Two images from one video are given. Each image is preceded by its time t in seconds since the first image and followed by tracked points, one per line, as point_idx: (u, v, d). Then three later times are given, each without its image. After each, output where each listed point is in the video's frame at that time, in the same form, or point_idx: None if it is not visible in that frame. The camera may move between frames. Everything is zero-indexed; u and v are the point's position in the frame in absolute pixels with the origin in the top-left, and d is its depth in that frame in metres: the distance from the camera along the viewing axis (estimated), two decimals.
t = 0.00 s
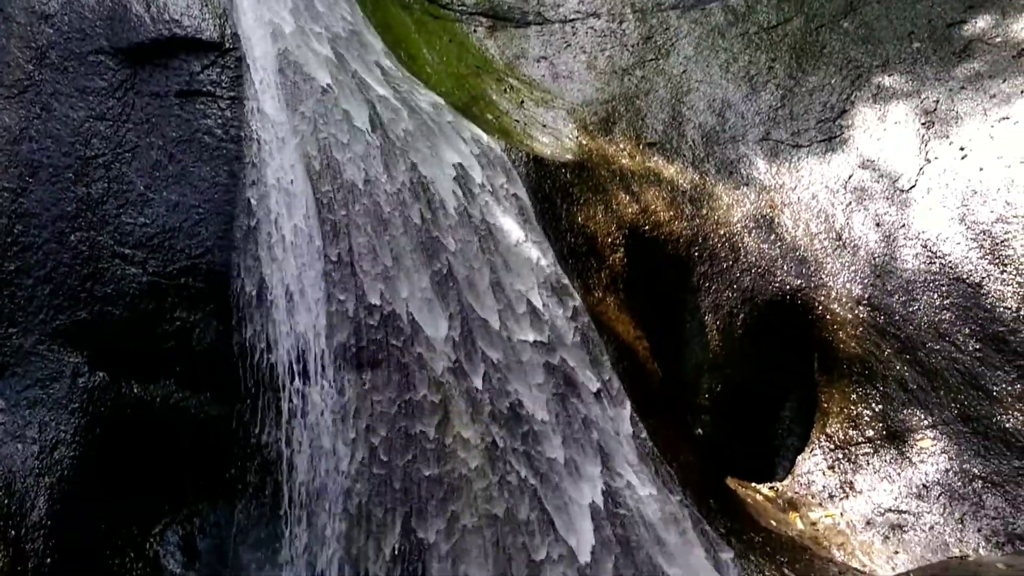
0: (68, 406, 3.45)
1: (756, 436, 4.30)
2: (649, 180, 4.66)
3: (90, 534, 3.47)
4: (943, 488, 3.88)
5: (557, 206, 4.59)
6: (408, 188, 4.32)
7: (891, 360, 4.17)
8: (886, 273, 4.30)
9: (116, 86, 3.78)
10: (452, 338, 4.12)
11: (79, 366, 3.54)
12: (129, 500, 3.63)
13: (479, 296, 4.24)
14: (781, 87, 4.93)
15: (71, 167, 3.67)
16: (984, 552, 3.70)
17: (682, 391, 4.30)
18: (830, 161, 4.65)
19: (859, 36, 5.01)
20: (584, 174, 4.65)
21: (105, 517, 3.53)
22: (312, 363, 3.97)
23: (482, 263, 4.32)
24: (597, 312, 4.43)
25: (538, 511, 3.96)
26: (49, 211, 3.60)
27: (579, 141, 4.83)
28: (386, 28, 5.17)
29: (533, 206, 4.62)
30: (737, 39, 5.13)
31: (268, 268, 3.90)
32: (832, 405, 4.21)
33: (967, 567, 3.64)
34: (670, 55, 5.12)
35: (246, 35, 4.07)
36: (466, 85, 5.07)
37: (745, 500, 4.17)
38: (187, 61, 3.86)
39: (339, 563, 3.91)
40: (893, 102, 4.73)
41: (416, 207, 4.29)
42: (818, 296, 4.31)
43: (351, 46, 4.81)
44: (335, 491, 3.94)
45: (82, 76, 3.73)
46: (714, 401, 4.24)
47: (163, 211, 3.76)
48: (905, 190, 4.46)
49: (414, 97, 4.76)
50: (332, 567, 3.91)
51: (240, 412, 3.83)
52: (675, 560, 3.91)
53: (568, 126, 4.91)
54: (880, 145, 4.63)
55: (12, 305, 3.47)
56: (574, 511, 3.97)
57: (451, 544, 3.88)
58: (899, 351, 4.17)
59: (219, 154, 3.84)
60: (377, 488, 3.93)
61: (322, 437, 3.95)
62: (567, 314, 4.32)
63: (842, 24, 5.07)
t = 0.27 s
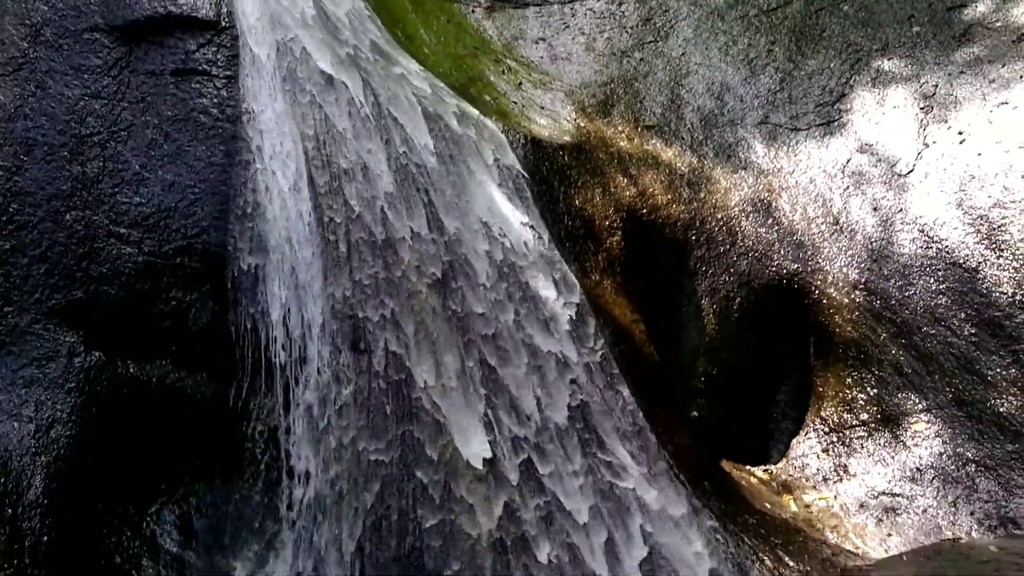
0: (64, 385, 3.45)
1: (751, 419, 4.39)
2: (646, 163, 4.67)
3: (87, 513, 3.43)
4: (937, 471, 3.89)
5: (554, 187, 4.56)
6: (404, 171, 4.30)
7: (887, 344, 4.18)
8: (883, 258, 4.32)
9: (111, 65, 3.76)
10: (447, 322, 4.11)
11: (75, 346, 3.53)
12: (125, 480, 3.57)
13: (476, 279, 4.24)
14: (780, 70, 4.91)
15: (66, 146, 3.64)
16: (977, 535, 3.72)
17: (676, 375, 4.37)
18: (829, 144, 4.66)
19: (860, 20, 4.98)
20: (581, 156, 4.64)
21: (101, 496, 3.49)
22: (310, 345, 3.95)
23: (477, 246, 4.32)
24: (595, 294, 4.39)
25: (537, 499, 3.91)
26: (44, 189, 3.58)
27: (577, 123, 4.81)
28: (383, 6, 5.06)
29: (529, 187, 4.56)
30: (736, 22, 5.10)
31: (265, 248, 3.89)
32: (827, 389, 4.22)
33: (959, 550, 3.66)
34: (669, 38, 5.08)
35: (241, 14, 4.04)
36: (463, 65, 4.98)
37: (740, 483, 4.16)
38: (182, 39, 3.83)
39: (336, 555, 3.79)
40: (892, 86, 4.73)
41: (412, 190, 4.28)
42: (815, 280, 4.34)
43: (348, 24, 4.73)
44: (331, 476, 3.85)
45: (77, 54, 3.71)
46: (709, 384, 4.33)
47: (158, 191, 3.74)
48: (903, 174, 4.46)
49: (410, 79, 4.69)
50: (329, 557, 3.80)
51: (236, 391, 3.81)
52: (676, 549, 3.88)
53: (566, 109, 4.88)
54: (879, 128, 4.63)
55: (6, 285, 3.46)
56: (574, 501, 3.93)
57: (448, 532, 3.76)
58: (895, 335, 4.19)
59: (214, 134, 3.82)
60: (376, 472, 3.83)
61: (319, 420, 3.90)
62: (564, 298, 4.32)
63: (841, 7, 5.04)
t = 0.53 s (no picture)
0: (59, 363, 3.41)
1: (748, 401, 4.36)
2: (645, 144, 4.63)
3: (83, 492, 3.40)
4: (933, 454, 3.89)
5: (552, 168, 4.51)
6: (400, 152, 4.26)
7: (884, 327, 4.18)
8: (882, 241, 4.31)
9: (105, 41, 3.72)
10: (444, 302, 4.06)
11: (70, 325, 3.50)
12: (120, 458, 3.56)
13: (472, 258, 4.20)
14: (780, 52, 4.88)
15: (60, 123, 3.61)
16: (971, 518, 3.71)
17: (673, 356, 4.32)
18: (829, 126, 4.63)
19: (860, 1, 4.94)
20: (579, 138, 4.60)
21: (96, 475, 3.47)
22: (305, 325, 3.91)
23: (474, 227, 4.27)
24: (591, 276, 4.33)
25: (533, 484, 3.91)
26: (38, 167, 3.55)
27: (575, 103, 4.77)
28: None
29: (528, 168, 4.53)
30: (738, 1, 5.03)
31: (260, 226, 3.89)
32: (824, 371, 4.22)
33: (952, 532, 3.69)
34: (669, 18, 5.03)
35: None
36: (461, 45, 4.92)
37: (737, 465, 4.14)
38: (177, 17, 3.83)
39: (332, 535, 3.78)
40: (893, 68, 4.72)
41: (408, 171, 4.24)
42: (815, 262, 4.33)
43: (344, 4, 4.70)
44: (327, 456, 3.84)
45: (70, 30, 3.67)
46: (706, 365, 4.28)
47: (153, 169, 3.73)
48: (903, 156, 4.45)
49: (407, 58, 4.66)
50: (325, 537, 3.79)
51: (231, 370, 3.82)
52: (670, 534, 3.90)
53: (565, 90, 4.83)
54: (879, 110, 4.62)
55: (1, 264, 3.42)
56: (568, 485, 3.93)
57: (446, 512, 3.81)
58: (893, 318, 4.19)
59: (209, 112, 3.82)
60: (371, 454, 3.84)
61: (314, 399, 3.87)
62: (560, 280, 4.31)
63: None
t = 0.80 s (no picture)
0: (58, 346, 3.40)
1: (743, 384, 4.45)
2: (645, 128, 4.68)
3: (82, 474, 3.35)
4: (929, 437, 3.88)
5: (550, 152, 4.60)
6: (400, 135, 4.25)
7: (881, 311, 4.21)
8: (879, 225, 4.33)
9: (103, 24, 3.72)
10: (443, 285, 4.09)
11: (69, 307, 3.48)
12: (118, 440, 3.51)
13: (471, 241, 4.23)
14: (780, 36, 4.92)
15: (57, 106, 3.60)
16: (966, 499, 3.70)
17: (670, 342, 4.42)
18: (827, 110, 4.67)
19: None
20: (578, 121, 4.66)
21: (95, 457, 3.42)
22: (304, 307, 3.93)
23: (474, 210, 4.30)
24: (590, 260, 4.44)
25: (533, 468, 3.89)
26: (36, 150, 3.54)
27: (574, 86, 4.82)
28: None
29: (525, 152, 4.61)
30: None
31: (258, 209, 3.87)
32: (821, 355, 4.26)
33: (948, 513, 3.48)
34: None
35: None
36: (460, 28, 4.94)
37: (732, 447, 4.23)
38: None
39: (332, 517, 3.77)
40: (892, 52, 4.74)
41: (407, 154, 4.23)
42: (812, 246, 4.37)
43: None
44: (326, 438, 3.82)
45: (68, 13, 3.67)
46: (703, 350, 4.38)
47: (151, 152, 3.71)
48: (902, 140, 4.47)
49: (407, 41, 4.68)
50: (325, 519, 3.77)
51: (230, 354, 3.79)
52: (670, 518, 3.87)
53: (563, 72, 4.89)
54: (877, 94, 4.65)
55: None
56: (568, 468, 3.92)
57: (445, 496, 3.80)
58: (890, 302, 4.21)
59: (207, 95, 3.81)
60: (371, 437, 3.83)
61: (313, 381, 3.86)
62: (557, 265, 4.37)
63: None
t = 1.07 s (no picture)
0: (57, 329, 3.40)
1: (740, 367, 4.49)
2: (644, 111, 4.69)
3: (81, 458, 3.36)
4: (925, 420, 3.90)
5: (548, 136, 4.54)
6: (399, 118, 4.24)
7: (879, 296, 4.21)
8: (877, 210, 4.33)
9: (99, 7, 3.73)
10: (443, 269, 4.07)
11: (66, 291, 3.48)
12: (117, 424, 3.52)
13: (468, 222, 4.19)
14: (780, 19, 4.97)
15: (54, 88, 3.59)
16: (961, 481, 3.69)
17: (668, 326, 4.43)
18: (826, 94, 4.69)
19: None
20: (577, 105, 4.63)
21: (94, 441, 3.43)
22: (303, 290, 3.92)
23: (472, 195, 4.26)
24: (589, 245, 4.37)
25: (531, 454, 3.91)
26: (33, 133, 3.53)
27: (573, 70, 4.78)
28: None
29: (525, 137, 4.52)
30: None
31: (256, 193, 3.86)
32: (818, 339, 4.29)
33: (943, 497, 3.48)
34: None
35: None
36: (459, 11, 4.87)
37: (731, 430, 4.25)
38: None
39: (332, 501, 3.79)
40: (892, 36, 4.78)
41: (404, 138, 4.22)
42: (811, 230, 4.37)
43: None
44: (325, 422, 3.84)
45: None
46: (700, 335, 4.41)
47: (149, 135, 3.69)
48: (900, 124, 4.48)
49: (401, 25, 4.60)
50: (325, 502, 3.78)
51: (229, 338, 3.79)
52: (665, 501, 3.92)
53: (562, 55, 4.85)
54: (876, 78, 4.67)
55: None
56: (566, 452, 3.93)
57: (443, 479, 3.82)
58: (887, 286, 4.21)
59: (204, 78, 3.81)
60: (369, 422, 3.84)
61: (312, 366, 3.88)
62: (556, 249, 4.31)
63: None
